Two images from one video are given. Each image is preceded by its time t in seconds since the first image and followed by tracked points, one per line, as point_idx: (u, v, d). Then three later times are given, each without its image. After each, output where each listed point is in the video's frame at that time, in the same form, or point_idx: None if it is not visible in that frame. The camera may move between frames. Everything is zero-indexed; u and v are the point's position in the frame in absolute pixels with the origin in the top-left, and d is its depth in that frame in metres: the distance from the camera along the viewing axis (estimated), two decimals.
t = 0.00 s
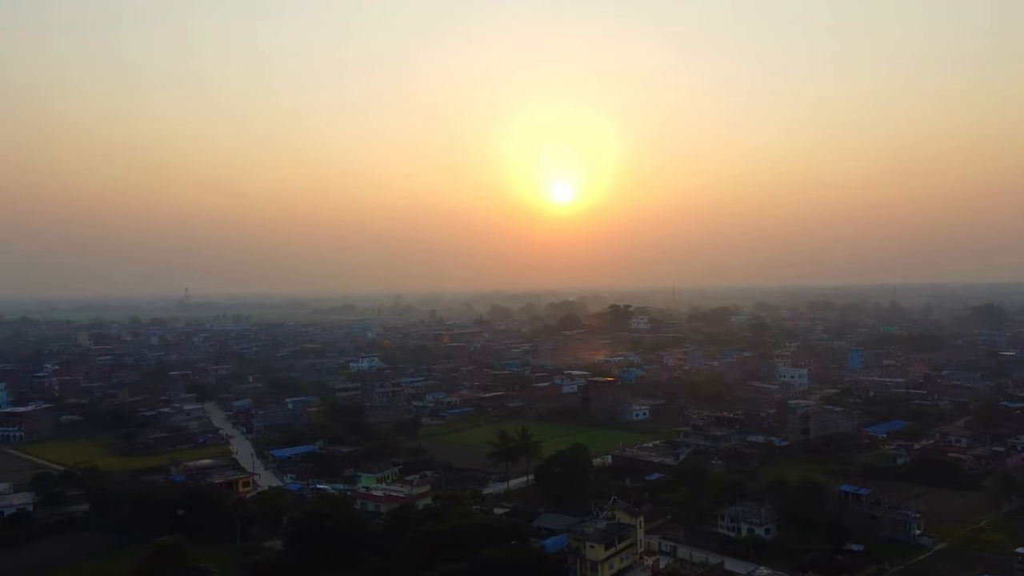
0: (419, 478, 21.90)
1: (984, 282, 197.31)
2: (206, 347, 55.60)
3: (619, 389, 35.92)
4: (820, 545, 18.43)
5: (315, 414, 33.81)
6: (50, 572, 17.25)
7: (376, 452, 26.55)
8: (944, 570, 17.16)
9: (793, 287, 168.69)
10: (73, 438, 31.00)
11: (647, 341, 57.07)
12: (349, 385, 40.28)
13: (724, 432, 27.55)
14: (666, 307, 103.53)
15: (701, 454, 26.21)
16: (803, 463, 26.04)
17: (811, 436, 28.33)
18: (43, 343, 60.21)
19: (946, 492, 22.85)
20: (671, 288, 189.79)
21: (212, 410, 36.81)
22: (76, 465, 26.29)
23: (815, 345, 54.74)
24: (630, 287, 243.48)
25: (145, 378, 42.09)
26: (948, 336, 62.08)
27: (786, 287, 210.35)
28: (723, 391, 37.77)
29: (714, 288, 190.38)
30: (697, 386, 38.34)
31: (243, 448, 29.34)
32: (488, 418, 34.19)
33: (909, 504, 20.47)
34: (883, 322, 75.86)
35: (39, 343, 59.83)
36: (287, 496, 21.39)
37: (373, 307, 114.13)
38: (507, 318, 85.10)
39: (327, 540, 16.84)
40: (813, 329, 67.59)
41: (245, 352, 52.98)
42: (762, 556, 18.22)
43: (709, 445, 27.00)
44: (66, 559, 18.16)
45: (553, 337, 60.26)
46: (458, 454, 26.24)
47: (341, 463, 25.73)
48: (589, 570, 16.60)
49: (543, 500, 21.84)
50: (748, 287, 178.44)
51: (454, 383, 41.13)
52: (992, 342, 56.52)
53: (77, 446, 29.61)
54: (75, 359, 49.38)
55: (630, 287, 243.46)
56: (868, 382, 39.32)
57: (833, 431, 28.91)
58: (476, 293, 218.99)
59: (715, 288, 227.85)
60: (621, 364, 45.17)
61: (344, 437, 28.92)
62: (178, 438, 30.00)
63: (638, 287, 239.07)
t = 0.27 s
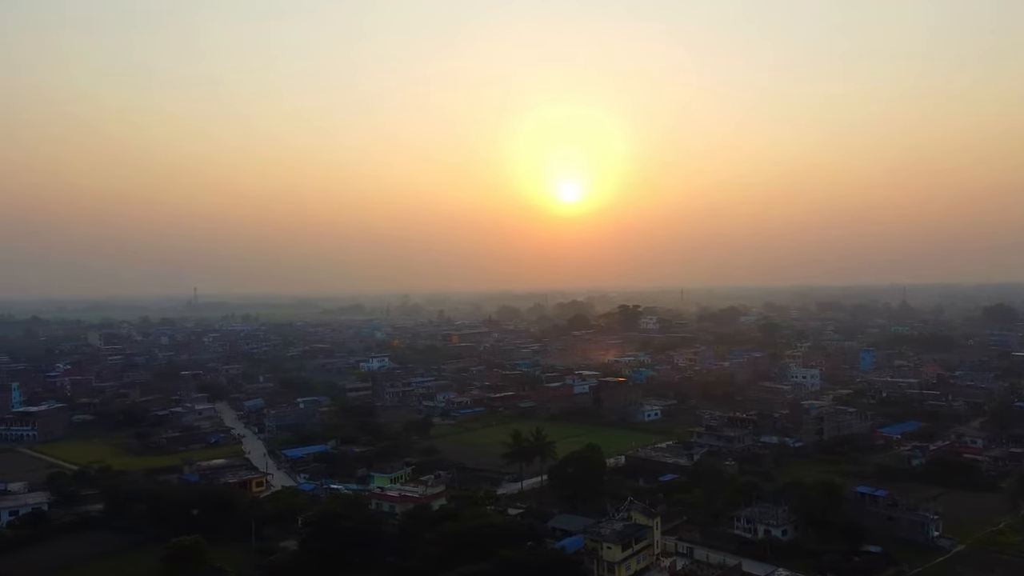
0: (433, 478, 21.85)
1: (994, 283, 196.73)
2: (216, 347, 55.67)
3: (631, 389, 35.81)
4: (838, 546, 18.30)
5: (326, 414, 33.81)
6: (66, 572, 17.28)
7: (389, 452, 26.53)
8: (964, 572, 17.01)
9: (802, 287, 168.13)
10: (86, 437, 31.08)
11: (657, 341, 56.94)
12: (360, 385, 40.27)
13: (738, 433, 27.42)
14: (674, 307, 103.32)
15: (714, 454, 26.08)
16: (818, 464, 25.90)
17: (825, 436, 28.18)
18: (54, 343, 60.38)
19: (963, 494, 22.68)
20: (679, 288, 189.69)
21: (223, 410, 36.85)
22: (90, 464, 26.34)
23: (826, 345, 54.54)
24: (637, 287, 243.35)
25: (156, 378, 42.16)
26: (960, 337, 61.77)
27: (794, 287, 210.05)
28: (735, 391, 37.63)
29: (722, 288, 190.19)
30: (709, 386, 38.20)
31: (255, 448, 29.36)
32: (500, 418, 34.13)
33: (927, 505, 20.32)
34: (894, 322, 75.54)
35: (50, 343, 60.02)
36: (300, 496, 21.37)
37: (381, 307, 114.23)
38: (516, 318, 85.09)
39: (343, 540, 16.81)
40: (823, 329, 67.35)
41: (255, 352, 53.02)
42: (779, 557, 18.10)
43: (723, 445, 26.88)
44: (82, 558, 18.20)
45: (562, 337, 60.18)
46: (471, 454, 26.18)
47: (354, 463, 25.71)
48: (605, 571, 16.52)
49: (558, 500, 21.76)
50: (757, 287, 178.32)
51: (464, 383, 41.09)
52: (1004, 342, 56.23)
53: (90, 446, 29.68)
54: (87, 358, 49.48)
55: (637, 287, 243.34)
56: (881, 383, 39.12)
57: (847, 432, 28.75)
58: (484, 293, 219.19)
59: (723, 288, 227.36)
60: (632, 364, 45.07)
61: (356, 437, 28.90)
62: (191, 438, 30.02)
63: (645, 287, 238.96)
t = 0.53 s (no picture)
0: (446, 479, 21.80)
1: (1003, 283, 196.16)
2: (226, 347, 55.67)
3: (642, 389, 35.69)
4: (855, 547, 18.17)
5: (337, 414, 33.78)
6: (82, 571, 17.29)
7: (400, 452, 26.47)
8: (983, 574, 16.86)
9: (809, 287, 167.47)
10: (97, 437, 31.11)
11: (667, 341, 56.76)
12: (370, 385, 40.23)
13: (751, 433, 27.28)
14: (682, 306, 102.99)
15: (728, 455, 25.94)
16: (832, 465, 25.75)
17: (839, 437, 28.02)
18: (64, 342, 60.45)
19: (980, 495, 22.50)
20: (686, 288, 189.49)
21: (234, 409, 36.85)
22: (103, 464, 26.37)
23: (836, 345, 54.30)
24: (644, 287, 243.18)
25: (166, 377, 42.18)
26: (971, 337, 61.46)
27: (802, 287, 209.70)
28: (746, 392, 37.47)
29: (729, 288, 189.94)
30: (720, 386, 38.03)
31: (266, 448, 29.35)
32: (511, 418, 34.05)
33: (945, 507, 20.16)
34: (904, 322, 75.19)
35: (60, 343, 60.10)
36: (314, 496, 21.35)
37: (388, 307, 114.17)
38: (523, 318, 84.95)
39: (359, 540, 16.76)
40: (833, 329, 67.08)
41: (264, 351, 52.98)
42: (796, 559, 17.98)
43: (736, 446, 26.75)
44: (98, 557, 18.20)
45: (571, 337, 60.05)
46: (483, 454, 26.10)
47: (366, 464, 25.67)
48: (622, 572, 16.43)
49: (571, 501, 21.67)
50: (764, 287, 178.12)
51: (474, 382, 41.03)
52: (1016, 342, 55.91)
53: (102, 445, 29.71)
54: (97, 358, 49.50)
55: (644, 287, 243.14)
56: (893, 383, 38.91)
57: (860, 432, 28.58)
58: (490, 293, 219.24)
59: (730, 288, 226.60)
60: (642, 364, 44.92)
61: (368, 437, 28.87)
62: (202, 437, 30.02)
63: (652, 287, 238.72)
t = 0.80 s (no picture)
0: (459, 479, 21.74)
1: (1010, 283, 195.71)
2: (234, 347, 55.70)
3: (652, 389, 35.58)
4: (872, 549, 18.03)
5: (347, 414, 33.75)
6: (98, 570, 17.29)
7: (412, 452, 26.43)
8: None
9: (816, 287, 166.84)
10: (109, 436, 31.14)
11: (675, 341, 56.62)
12: (380, 385, 40.19)
13: (763, 433, 27.16)
14: (690, 306, 102.72)
15: (741, 456, 25.81)
16: (846, 466, 25.60)
17: (852, 438, 27.87)
18: (73, 342, 60.60)
19: (996, 496, 22.34)
20: (693, 288, 189.32)
21: (244, 409, 36.84)
22: (115, 463, 26.40)
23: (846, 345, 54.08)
24: (650, 287, 243.03)
25: (176, 377, 42.23)
26: (981, 337, 61.19)
27: (809, 287, 209.50)
28: (757, 392, 37.33)
29: (736, 288, 189.77)
30: (731, 387, 37.90)
31: (277, 447, 29.35)
32: (521, 418, 33.97)
33: (962, 509, 20.01)
34: (913, 323, 74.89)
35: (69, 342, 60.26)
36: (327, 496, 21.33)
37: (395, 306, 114.07)
38: (531, 318, 84.87)
39: (374, 540, 16.70)
40: (842, 329, 66.85)
41: (273, 351, 52.95)
42: (813, 560, 17.85)
43: (748, 446, 26.63)
44: (113, 556, 18.22)
45: (580, 337, 59.92)
46: (495, 455, 26.03)
47: (378, 464, 25.63)
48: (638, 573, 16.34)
49: (585, 501, 21.58)
50: (771, 287, 177.98)
51: (484, 382, 40.97)
52: None
53: (113, 445, 29.73)
54: (106, 357, 49.52)
55: (650, 287, 242.97)
56: (905, 384, 38.72)
57: (873, 433, 28.43)
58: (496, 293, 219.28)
59: (736, 288, 226.01)
60: (651, 364, 44.80)
61: (379, 437, 28.85)
62: (213, 437, 30.03)
63: (658, 287, 238.61)
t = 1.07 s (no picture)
0: (472, 479, 21.69)
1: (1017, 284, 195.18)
2: (243, 346, 55.76)
3: (663, 389, 35.48)
4: (890, 551, 17.88)
5: (358, 413, 33.75)
6: (113, 569, 17.31)
7: (423, 452, 26.39)
8: None
9: (823, 287, 166.15)
10: (120, 436, 31.19)
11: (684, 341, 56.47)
12: (389, 385, 40.19)
13: (775, 434, 27.04)
14: (697, 306, 102.52)
15: (753, 456, 25.69)
16: (859, 467, 25.46)
17: (864, 438, 27.72)
18: (83, 341, 60.78)
19: (1012, 498, 22.16)
20: (699, 287, 189.12)
21: (254, 408, 36.86)
22: (127, 463, 26.42)
23: (856, 345, 53.86)
24: (656, 287, 242.81)
25: (186, 377, 42.30)
26: (991, 337, 60.90)
27: (816, 287, 209.26)
28: (768, 392, 37.20)
29: (743, 288, 189.48)
30: (741, 387, 37.77)
31: (288, 447, 29.35)
32: (531, 419, 33.91)
33: (979, 510, 19.86)
34: (922, 323, 74.56)
35: (79, 342, 60.44)
36: (340, 496, 21.29)
37: (402, 306, 114.05)
38: (538, 318, 84.80)
39: (389, 540, 16.65)
40: (851, 330, 66.59)
41: (281, 351, 52.97)
42: (829, 562, 17.72)
43: (761, 447, 26.52)
44: (128, 555, 18.24)
45: (588, 337, 59.83)
46: (506, 455, 25.98)
47: (389, 464, 25.60)
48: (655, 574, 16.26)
49: (598, 502, 21.48)
50: (778, 287, 177.87)
51: (493, 382, 40.93)
52: None
53: (125, 444, 29.78)
54: (116, 357, 49.59)
55: (656, 287, 242.79)
56: (917, 384, 38.49)
57: (886, 434, 28.25)
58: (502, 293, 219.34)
59: (743, 288, 225.47)
60: (660, 364, 44.70)
61: (390, 437, 28.82)
62: (224, 436, 30.04)
63: (664, 288, 238.43)
